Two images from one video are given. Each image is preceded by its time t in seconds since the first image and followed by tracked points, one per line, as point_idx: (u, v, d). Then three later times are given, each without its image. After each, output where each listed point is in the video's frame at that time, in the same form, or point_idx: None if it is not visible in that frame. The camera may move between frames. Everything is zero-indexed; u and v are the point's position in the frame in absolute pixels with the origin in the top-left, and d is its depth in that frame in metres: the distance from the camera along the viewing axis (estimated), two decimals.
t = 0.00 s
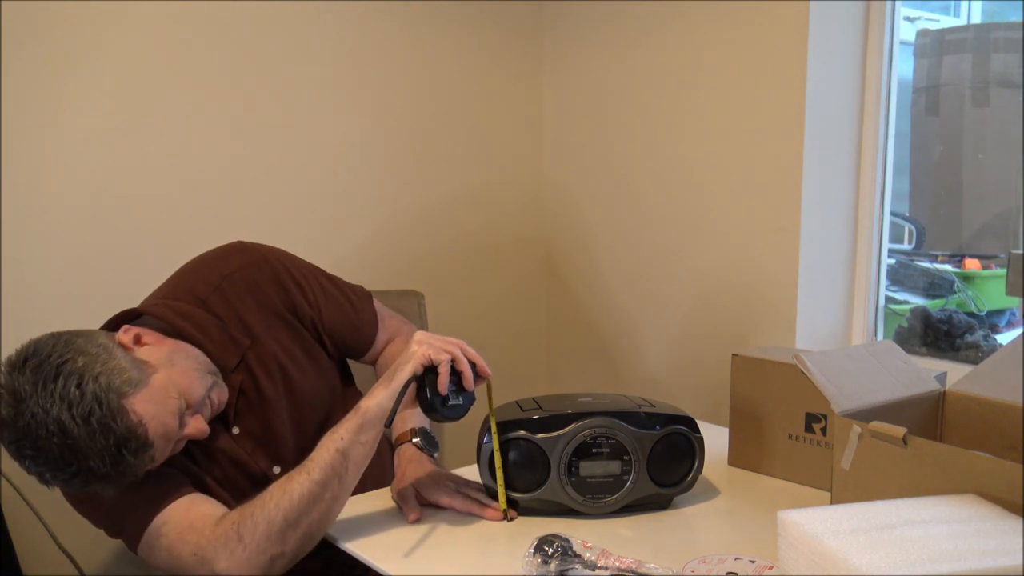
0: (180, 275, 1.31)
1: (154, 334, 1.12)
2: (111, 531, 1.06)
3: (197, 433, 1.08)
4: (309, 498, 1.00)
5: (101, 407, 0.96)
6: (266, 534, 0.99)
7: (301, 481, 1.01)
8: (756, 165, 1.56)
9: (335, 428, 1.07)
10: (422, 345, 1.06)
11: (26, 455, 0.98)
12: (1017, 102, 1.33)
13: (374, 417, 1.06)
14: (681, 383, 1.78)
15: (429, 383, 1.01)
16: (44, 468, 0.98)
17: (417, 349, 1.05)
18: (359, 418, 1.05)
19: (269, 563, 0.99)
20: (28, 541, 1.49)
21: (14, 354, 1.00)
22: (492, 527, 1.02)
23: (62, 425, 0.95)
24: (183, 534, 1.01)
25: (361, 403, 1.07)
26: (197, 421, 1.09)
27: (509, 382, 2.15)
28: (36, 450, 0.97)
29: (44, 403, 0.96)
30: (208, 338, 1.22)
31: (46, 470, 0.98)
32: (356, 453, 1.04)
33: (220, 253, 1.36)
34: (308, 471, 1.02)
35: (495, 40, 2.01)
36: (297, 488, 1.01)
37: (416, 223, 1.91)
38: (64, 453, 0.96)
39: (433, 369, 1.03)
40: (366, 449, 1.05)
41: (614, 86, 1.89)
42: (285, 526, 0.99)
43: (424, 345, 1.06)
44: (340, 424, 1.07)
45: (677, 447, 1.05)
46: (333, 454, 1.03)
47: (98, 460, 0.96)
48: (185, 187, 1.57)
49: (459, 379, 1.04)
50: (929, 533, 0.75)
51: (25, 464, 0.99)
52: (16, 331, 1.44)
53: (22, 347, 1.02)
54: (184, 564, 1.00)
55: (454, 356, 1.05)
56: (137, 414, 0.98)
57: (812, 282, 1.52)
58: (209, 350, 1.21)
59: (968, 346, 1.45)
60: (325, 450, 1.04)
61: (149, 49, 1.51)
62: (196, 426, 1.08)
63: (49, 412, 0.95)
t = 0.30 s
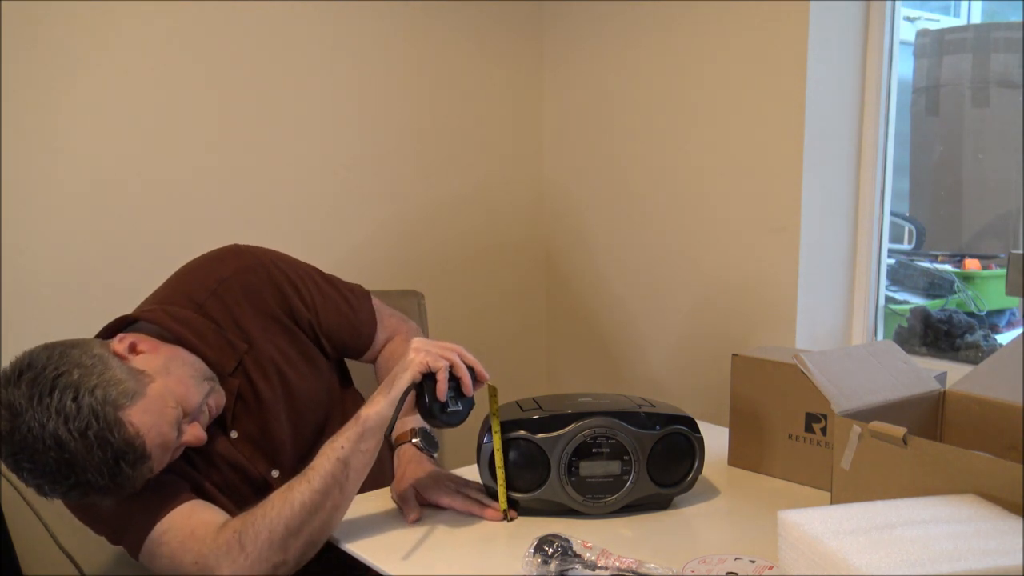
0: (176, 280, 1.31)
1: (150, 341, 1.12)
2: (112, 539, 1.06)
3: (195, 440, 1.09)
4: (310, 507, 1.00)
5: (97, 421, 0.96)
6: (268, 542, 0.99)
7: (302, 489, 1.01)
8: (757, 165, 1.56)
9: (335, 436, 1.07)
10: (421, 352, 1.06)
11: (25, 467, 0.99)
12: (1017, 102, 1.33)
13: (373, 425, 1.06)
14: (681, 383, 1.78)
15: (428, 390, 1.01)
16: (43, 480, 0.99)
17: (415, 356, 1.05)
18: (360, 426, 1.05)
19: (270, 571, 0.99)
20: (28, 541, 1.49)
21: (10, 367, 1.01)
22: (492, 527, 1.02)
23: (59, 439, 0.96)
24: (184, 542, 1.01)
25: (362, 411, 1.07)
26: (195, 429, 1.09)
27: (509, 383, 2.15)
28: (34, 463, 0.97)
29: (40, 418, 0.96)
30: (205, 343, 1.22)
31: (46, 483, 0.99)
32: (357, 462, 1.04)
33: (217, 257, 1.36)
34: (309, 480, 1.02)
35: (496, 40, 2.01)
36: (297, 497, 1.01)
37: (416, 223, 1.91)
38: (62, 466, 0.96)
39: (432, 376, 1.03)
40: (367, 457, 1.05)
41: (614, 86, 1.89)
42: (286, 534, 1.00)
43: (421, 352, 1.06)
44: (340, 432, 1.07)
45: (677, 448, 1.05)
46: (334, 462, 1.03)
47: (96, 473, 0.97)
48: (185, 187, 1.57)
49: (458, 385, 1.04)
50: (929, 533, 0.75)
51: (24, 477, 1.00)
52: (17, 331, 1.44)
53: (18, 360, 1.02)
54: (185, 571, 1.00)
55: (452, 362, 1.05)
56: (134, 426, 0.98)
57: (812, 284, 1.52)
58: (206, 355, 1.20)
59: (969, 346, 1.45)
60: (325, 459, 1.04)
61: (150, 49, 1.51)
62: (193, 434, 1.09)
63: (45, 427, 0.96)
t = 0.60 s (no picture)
0: (174, 281, 1.31)
1: (147, 341, 1.11)
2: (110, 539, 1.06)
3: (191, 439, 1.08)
4: (312, 507, 1.00)
5: (93, 417, 0.96)
6: (269, 542, 0.99)
7: (303, 489, 1.02)
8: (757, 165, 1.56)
9: (336, 437, 1.07)
10: (422, 353, 1.06)
11: (20, 465, 0.99)
12: (1017, 102, 1.33)
13: (374, 426, 1.06)
14: (681, 383, 1.78)
15: (430, 391, 1.01)
16: (39, 477, 0.99)
17: (417, 357, 1.05)
18: (361, 427, 1.05)
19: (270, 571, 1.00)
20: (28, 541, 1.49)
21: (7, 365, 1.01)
22: (493, 528, 1.02)
23: (54, 434, 0.96)
24: (184, 542, 1.01)
25: (363, 411, 1.07)
26: (192, 429, 1.09)
27: (510, 382, 2.15)
28: (29, 461, 0.98)
29: (35, 414, 0.96)
30: (203, 343, 1.21)
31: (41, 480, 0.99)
32: (357, 463, 1.04)
33: (215, 257, 1.36)
34: (310, 480, 1.02)
35: (496, 41, 2.01)
36: (299, 497, 1.01)
37: (416, 223, 1.91)
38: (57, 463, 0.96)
39: (434, 377, 1.03)
40: (368, 458, 1.05)
41: (614, 86, 1.89)
42: (287, 534, 1.00)
43: (424, 353, 1.06)
44: (341, 433, 1.07)
45: (677, 448, 1.05)
46: (335, 463, 1.03)
47: (91, 469, 0.97)
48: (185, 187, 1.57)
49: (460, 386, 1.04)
50: (929, 533, 0.75)
51: (20, 475, 1.00)
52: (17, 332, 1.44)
53: (15, 357, 1.02)
54: (185, 571, 1.00)
55: (454, 364, 1.04)
56: (129, 422, 0.98)
57: (812, 284, 1.52)
58: (204, 355, 1.20)
59: (968, 346, 1.45)
60: (326, 459, 1.04)
61: (150, 49, 1.51)
62: (190, 433, 1.08)
63: (41, 423, 0.96)
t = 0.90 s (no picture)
0: (179, 275, 1.32)
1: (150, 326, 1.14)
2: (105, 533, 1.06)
3: (190, 418, 1.08)
4: (306, 514, 1.00)
5: (92, 374, 0.96)
6: (261, 547, 0.99)
7: (297, 496, 1.01)
8: (757, 165, 1.56)
9: (333, 444, 1.06)
10: (427, 370, 1.06)
11: (15, 428, 0.97)
12: (1017, 102, 1.33)
13: (372, 436, 1.04)
14: (681, 382, 1.78)
15: (431, 411, 1.02)
16: (33, 441, 0.97)
17: (423, 375, 1.05)
18: (359, 436, 1.04)
19: None
20: (29, 541, 1.50)
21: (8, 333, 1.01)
22: (493, 528, 1.02)
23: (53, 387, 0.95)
24: (180, 542, 1.01)
25: (362, 420, 1.06)
26: (192, 408, 1.09)
27: (510, 382, 2.15)
28: (24, 420, 0.96)
29: (34, 372, 0.96)
30: (204, 339, 1.23)
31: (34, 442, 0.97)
32: (352, 472, 1.03)
33: (220, 253, 1.37)
34: (305, 487, 1.01)
35: (496, 41, 2.01)
36: (293, 504, 1.00)
37: (415, 223, 1.91)
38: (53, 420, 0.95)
39: (438, 397, 1.03)
40: (364, 467, 1.04)
41: (614, 86, 1.89)
42: (280, 541, 0.99)
43: (430, 371, 1.05)
44: (338, 441, 1.06)
45: (677, 448, 1.05)
46: (331, 471, 1.02)
47: (88, 426, 0.96)
48: (185, 187, 1.57)
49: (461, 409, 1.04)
50: (929, 533, 0.75)
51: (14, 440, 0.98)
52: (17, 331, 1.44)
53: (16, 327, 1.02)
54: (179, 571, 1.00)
55: (459, 385, 1.04)
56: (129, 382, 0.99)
57: (812, 282, 1.52)
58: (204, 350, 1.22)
59: (968, 346, 1.45)
60: (323, 466, 1.03)
61: (150, 49, 1.51)
62: (190, 410, 1.08)
63: (39, 380, 0.95)
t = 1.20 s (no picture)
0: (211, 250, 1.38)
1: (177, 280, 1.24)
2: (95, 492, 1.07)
3: (207, 339, 1.13)
4: (287, 476, 0.99)
5: (124, 247, 1.04)
6: (240, 508, 0.98)
7: (281, 458, 1.00)
8: (757, 166, 1.56)
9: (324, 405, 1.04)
10: (432, 347, 1.02)
11: (39, 298, 0.99)
12: (1017, 102, 1.33)
13: (361, 398, 1.01)
14: (681, 382, 1.78)
15: (424, 388, 0.98)
16: (54, 306, 0.99)
17: (428, 351, 1.01)
18: (347, 395, 1.01)
19: (240, 538, 0.98)
20: (29, 541, 1.50)
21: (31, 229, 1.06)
22: (492, 528, 1.02)
23: (87, 248, 1.01)
24: (162, 500, 1.01)
25: (354, 380, 1.03)
26: (209, 331, 1.14)
27: (510, 382, 2.15)
28: (52, 283, 0.99)
29: (70, 238, 1.01)
30: (229, 314, 1.28)
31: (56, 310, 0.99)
32: (338, 435, 1.01)
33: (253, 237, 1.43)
34: (289, 447, 1.01)
35: (496, 41, 2.01)
36: (274, 464, 1.00)
37: (415, 223, 1.92)
38: (83, 277, 0.99)
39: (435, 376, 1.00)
40: (351, 429, 1.02)
41: (614, 86, 1.89)
42: (259, 503, 0.98)
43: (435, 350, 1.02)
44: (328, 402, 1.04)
45: (677, 448, 1.05)
46: (316, 432, 1.01)
47: (117, 288, 1.00)
48: (185, 188, 1.57)
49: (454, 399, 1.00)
50: (928, 533, 0.75)
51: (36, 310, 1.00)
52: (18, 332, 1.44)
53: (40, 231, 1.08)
54: (159, 532, 1.00)
55: (459, 372, 1.01)
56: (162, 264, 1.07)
57: (812, 281, 1.52)
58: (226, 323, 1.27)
59: (968, 346, 1.45)
60: (311, 426, 1.01)
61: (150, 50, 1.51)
62: (208, 333, 1.13)
63: (75, 242, 1.01)
